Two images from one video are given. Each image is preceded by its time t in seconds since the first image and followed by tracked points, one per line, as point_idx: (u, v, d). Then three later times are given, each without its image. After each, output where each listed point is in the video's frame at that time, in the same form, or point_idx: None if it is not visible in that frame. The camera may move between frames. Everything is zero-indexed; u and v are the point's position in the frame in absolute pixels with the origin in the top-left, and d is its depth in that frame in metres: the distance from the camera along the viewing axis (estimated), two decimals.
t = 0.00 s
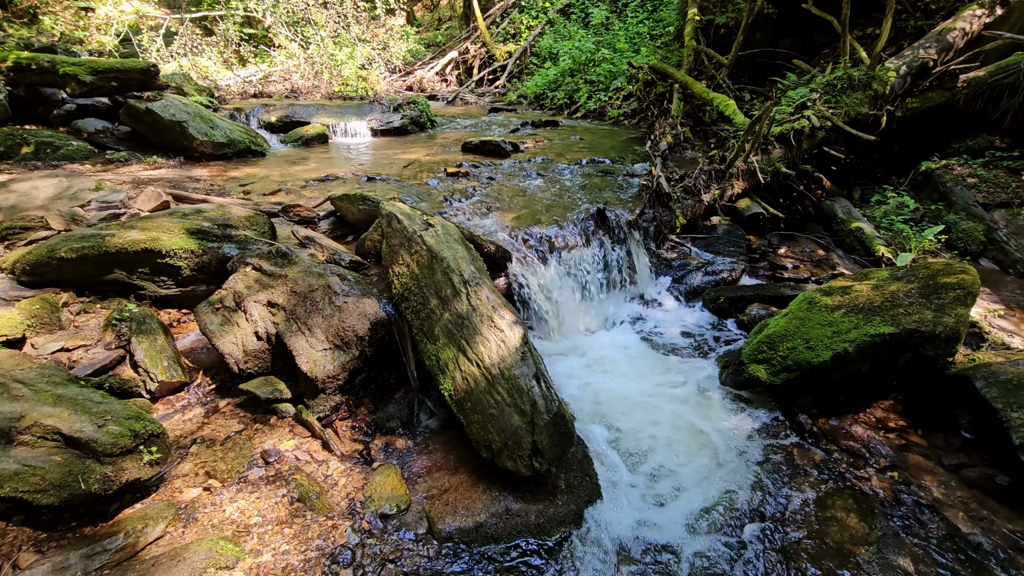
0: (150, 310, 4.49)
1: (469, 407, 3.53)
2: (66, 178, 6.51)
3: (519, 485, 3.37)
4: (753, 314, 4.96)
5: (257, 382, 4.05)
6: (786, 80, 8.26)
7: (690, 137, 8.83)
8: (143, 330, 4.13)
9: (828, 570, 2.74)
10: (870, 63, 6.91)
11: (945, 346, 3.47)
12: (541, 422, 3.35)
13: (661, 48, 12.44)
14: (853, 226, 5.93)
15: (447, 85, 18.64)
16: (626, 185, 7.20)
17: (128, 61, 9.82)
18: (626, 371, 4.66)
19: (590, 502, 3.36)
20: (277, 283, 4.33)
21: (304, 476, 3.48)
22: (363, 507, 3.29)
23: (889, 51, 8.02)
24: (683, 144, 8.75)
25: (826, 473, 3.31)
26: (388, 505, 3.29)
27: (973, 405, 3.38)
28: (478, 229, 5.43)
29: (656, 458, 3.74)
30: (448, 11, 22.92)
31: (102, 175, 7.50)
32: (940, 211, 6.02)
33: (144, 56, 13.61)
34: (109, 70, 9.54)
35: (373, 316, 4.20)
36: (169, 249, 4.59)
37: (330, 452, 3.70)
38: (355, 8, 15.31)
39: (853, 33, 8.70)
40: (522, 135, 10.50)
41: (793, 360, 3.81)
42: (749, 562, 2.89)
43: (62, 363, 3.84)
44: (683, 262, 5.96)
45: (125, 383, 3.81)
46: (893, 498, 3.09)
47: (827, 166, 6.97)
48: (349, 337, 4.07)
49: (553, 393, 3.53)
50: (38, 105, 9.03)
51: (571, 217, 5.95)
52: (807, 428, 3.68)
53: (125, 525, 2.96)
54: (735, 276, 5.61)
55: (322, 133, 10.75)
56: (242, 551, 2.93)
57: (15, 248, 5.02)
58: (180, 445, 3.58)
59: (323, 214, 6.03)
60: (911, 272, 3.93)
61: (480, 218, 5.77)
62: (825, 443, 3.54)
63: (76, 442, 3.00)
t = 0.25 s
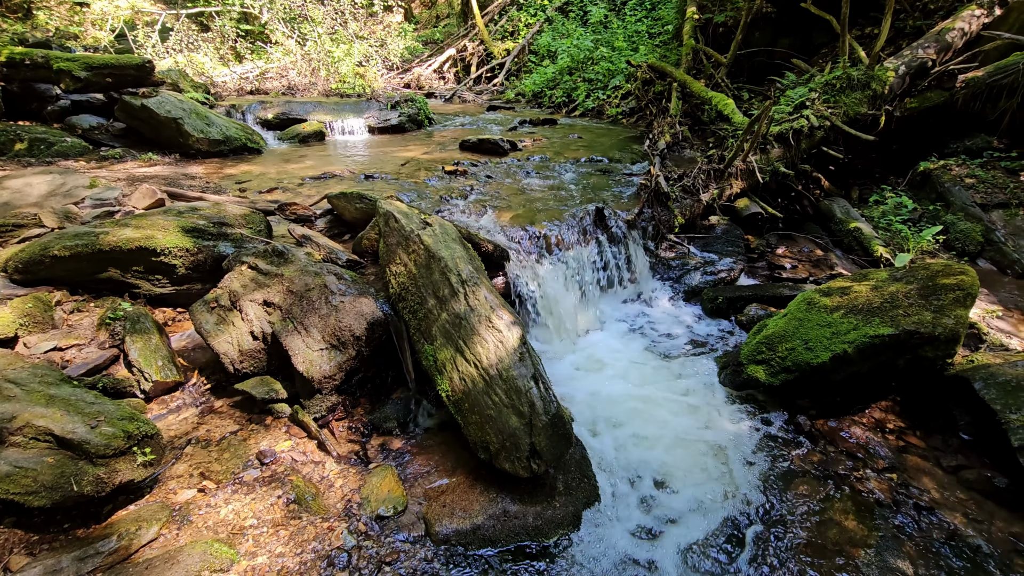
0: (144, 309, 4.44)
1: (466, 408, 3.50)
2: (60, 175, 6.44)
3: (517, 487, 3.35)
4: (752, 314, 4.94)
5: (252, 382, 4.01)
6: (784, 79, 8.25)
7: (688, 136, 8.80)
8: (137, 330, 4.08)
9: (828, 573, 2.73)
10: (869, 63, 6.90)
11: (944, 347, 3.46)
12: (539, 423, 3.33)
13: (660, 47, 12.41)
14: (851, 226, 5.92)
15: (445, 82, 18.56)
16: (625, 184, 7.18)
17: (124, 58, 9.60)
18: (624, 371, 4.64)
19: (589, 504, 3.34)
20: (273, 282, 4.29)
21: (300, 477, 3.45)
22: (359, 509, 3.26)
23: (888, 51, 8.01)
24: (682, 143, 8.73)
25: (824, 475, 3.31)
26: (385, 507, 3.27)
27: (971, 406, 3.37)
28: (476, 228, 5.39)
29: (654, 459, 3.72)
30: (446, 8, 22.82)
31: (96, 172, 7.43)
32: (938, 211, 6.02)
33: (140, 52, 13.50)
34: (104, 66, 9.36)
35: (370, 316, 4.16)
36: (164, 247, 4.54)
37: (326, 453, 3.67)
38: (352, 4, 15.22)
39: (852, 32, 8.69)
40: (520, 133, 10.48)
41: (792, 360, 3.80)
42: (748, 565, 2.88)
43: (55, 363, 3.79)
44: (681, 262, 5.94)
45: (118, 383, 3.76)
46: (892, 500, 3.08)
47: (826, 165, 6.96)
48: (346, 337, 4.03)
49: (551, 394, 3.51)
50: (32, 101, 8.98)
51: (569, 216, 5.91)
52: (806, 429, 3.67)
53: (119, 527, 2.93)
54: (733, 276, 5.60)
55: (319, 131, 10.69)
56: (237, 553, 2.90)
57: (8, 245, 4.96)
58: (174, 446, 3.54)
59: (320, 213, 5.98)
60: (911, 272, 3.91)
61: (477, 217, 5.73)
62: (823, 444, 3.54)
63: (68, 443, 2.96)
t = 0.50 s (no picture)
0: (138, 309, 4.39)
1: (463, 409, 3.48)
2: (52, 172, 6.35)
3: (514, 488, 3.33)
4: (749, 314, 4.93)
5: (247, 383, 3.97)
6: (782, 78, 8.23)
7: (686, 135, 8.78)
8: (130, 329, 4.03)
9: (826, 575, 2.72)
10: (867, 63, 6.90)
11: (941, 349, 3.46)
12: (536, 425, 3.31)
13: (657, 45, 12.39)
14: (848, 226, 5.92)
15: (441, 80, 18.48)
16: (622, 183, 7.16)
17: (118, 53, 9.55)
18: (621, 371, 4.62)
19: (586, 505, 3.33)
20: (268, 282, 4.24)
21: (295, 479, 3.42)
22: (355, 511, 3.23)
23: (885, 51, 8.00)
24: (679, 142, 8.71)
25: (821, 476, 3.30)
26: (381, 509, 3.24)
27: (968, 407, 3.37)
28: (473, 227, 5.35)
29: (651, 460, 3.71)
30: (443, 5, 22.72)
31: (89, 170, 7.34)
32: (934, 212, 6.03)
33: (134, 48, 13.37)
34: (97, 62, 9.29)
35: (366, 316, 4.12)
36: (157, 246, 4.49)
37: (321, 454, 3.63)
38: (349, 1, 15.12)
39: (849, 32, 8.69)
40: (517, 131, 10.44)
41: (790, 361, 3.78)
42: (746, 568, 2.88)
43: (46, 363, 3.74)
44: (679, 262, 5.94)
45: (111, 384, 3.72)
46: (889, 501, 3.08)
47: (823, 165, 6.98)
48: (342, 337, 3.99)
49: (548, 395, 3.49)
50: (24, 97, 8.89)
51: (567, 215, 5.88)
52: (803, 430, 3.66)
53: (110, 531, 2.89)
54: (731, 276, 5.58)
55: (315, 128, 10.62)
56: (231, 557, 2.86)
57: None
58: (167, 447, 3.50)
59: (316, 211, 5.91)
60: (908, 274, 3.91)
61: (474, 216, 5.69)
62: (821, 445, 3.53)
63: (59, 445, 2.91)
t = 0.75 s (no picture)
0: (130, 309, 4.33)
1: (459, 410, 3.45)
2: (43, 170, 6.27)
3: (511, 490, 3.31)
4: (746, 313, 4.92)
5: (241, 383, 3.93)
6: (778, 77, 8.23)
7: (682, 134, 8.76)
8: (122, 330, 3.98)
9: None
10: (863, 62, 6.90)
11: (938, 349, 3.46)
12: (534, 426, 3.29)
13: (654, 44, 12.37)
14: (844, 225, 5.92)
15: (437, 78, 18.40)
16: (618, 182, 7.14)
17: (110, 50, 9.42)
18: (618, 371, 4.61)
19: (583, 507, 3.31)
20: (263, 282, 4.20)
21: (290, 480, 3.38)
22: (350, 513, 3.20)
23: (881, 50, 8.01)
24: (676, 141, 8.69)
25: (819, 476, 3.30)
26: (377, 511, 3.21)
27: (964, 407, 3.38)
28: (470, 226, 5.33)
29: (649, 460, 3.70)
30: (439, 3, 22.61)
31: (81, 168, 7.26)
32: (930, 211, 6.04)
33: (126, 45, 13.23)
34: (89, 59, 9.15)
35: (362, 317, 4.09)
36: (150, 245, 4.43)
37: (317, 456, 3.60)
38: None
39: (845, 31, 8.70)
40: (514, 130, 10.41)
41: (787, 361, 3.77)
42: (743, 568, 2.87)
43: (37, 364, 3.68)
44: (675, 260, 5.93)
45: (103, 385, 3.66)
46: (887, 502, 3.08)
47: (819, 164, 7.06)
48: (337, 338, 3.95)
49: (545, 396, 3.47)
50: (15, 94, 8.78)
51: (563, 214, 5.87)
52: (801, 430, 3.66)
53: (102, 534, 2.84)
54: (727, 275, 5.57)
55: (309, 126, 10.54)
56: (225, 560, 2.83)
57: None
58: (160, 449, 3.46)
59: (310, 210, 5.85)
60: (905, 273, 3.90)
61: (471, 215, 5.66)
62: (818, 445, 3.53)
63: (49, 448, 2.86)
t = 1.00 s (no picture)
0: (116, 310, 4.25)
1: (452, 411, 3.43)
2: (25, 169, 6.13)
3: (504, 490, 3.29)
4: (738, 310, 4.92)
5: (230, 385, 3.87)
6: (769, 74, 8.26)
7: (673, 131, 8.76)
8: (108, 331, 3.90)
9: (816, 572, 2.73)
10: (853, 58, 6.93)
11: (929, 345, 3.48)
12: (527, 426, 3.27)
13: (645, 41, 12.36)
14: (835, 222, 5.94)
15: (428, 75, 18.26)
16: (610, 179, 7.12)
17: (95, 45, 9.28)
18: (610, 369, 4.60)
19: (577, 506, 3.30)
20: (251, 282, 4.13)
21: (280, 483, 3.34)
22: (342, 516, 3.16)
23: (870, 47, 8.06)
24: (667, 138, 8.69)
25: (811, 473, 3.31)
26: (369, 513, 3.18)
27: (953, 402, 3.42)
28: (461, 224, 5.29)
29: (642, 458, 3.69)
30: None
31: (65, 166, 7.11)
32: (919, 207, 6.08)
33: (111, 41, 13.00)
34: (73, 55, 9.01)
35: (352, 317, 4.04)
36: (136, 245, 4.35)
37: (307, 458, 3.56)
38: None
39: (835, 28, 8.74)
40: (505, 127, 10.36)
41: (779, 358, 3.77)
42: (737, 565, 2.87)
43: (19, 367, 3.59)
44: (668, 258, 5.81)
45: (88, 388, 3.59)
46: (878, 498, 3.09)
47: (809, 161, 7.06)
48: (327, 338, 3.90)
49: (538, 395, 3.45)
50: None
51: (555, 212, 5.84)
52: (793, 427, 3.66)
53: (88, 541, 2.78)
54: (720, 271, 5.58)
55: (299, 124, 10.42)
56: (214, 565, 2.78)
57: None
58: (148, 453, 3.39)
59: (300, 208, 5.77)
60: (895, 270, 3.92)
61: (462, 213, 5.61)
62: (810, 442, 3.54)
63: (32, 454, 2.79)
